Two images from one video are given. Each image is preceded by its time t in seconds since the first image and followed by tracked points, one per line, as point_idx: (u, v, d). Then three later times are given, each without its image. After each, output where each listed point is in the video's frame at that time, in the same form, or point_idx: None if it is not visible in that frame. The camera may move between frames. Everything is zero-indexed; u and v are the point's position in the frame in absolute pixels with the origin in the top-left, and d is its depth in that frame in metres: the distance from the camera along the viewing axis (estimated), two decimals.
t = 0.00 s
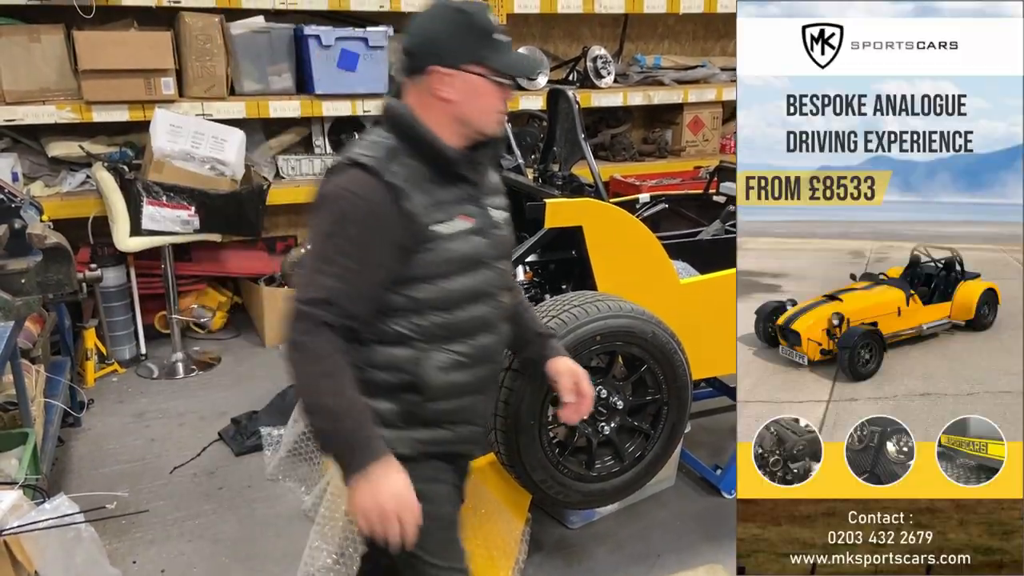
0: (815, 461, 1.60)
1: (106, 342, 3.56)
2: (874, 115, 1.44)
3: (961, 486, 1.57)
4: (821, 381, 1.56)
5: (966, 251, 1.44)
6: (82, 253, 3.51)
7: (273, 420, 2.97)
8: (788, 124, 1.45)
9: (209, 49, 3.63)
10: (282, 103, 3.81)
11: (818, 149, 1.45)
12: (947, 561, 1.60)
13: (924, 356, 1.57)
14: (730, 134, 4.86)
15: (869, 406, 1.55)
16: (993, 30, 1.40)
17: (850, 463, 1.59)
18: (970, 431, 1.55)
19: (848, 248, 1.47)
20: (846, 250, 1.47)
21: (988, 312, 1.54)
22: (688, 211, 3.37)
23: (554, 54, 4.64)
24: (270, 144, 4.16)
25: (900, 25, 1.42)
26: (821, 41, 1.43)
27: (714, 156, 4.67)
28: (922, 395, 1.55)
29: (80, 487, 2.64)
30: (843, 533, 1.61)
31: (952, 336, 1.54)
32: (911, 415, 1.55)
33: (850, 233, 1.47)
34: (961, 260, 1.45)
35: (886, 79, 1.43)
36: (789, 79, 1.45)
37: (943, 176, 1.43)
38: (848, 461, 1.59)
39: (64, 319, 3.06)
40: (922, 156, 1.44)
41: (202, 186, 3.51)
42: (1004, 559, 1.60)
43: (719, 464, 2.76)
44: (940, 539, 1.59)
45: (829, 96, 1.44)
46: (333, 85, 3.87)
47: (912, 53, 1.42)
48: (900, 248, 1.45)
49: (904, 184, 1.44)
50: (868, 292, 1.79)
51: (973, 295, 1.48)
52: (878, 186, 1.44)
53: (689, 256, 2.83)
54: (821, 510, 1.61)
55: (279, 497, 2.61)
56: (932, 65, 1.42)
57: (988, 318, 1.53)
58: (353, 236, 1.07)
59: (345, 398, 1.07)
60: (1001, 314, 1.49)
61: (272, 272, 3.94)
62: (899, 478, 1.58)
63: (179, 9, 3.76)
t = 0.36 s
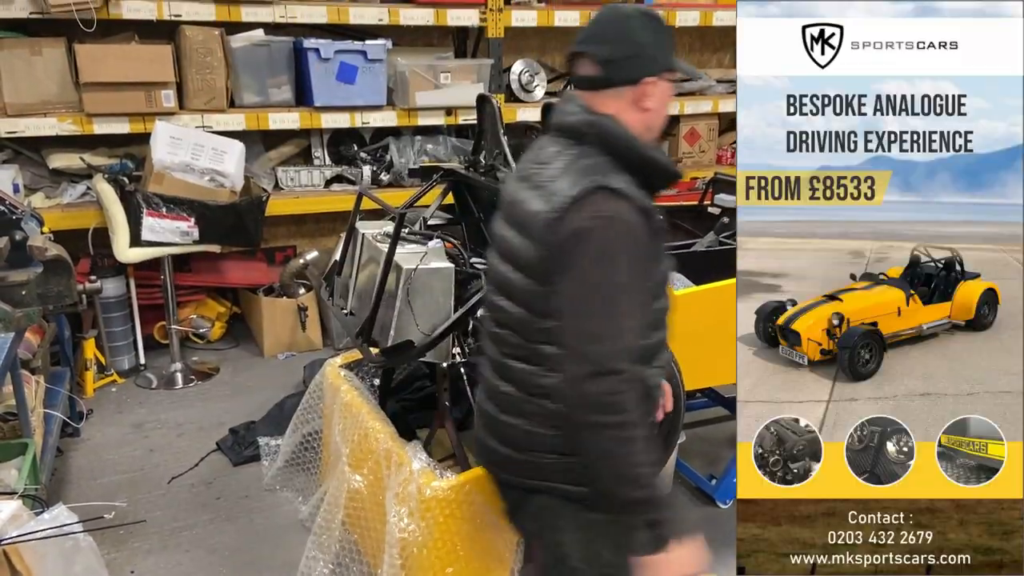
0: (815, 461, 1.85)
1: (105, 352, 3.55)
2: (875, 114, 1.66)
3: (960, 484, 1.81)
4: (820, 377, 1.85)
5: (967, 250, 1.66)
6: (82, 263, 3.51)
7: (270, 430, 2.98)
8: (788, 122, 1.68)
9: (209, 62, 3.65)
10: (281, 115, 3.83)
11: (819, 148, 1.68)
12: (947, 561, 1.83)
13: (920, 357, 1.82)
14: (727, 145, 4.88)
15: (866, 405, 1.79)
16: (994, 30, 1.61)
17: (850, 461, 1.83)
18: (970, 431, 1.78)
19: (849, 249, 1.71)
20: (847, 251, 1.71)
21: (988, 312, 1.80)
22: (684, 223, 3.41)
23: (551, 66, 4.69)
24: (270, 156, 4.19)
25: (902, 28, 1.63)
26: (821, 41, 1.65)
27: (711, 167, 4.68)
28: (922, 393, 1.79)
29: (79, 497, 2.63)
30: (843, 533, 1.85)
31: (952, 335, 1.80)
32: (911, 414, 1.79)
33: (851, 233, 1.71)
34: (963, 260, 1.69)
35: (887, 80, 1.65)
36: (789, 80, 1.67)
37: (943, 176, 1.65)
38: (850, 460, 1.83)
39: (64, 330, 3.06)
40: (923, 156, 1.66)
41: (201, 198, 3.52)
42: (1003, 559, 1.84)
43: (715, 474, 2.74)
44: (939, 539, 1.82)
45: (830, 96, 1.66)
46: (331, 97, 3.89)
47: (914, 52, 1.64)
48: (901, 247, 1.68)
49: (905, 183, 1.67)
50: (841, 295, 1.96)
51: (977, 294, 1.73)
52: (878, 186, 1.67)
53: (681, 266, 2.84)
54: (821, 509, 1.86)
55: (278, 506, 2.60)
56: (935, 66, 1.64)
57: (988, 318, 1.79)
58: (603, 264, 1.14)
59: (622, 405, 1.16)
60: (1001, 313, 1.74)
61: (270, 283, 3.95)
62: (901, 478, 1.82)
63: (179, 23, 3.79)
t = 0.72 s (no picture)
0: (815, 460, 0.94)
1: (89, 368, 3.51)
2: (876, 115, 0.86)
3: (961, 489, 0.93)
4: (823, 381, 0.91)
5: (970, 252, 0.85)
6: (68, 280, 3.50)
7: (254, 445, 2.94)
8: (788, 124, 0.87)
9: (196, 79, 3.64)
10: (268, 132, 3.83)
11: (819, 149, 0.87)
12: (950, 562, 0.95)
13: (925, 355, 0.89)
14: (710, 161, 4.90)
15: (872, 405, 0.90)
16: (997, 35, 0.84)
17: (850, 462, 0.93)
18: (972, 432, 0.91)
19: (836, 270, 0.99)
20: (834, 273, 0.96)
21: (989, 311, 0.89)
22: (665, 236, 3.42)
23: (537, 83, 4.73)
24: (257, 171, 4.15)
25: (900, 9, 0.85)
26: (822, 41, 0.86)
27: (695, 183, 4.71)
28: (921, 393, 0.90)
29: (60, 513, 2.59)
30: (843, 534, 0.96)
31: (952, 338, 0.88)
32: (916, 415, 0.90)
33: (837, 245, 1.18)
34: (957, 260, 0.86)
35: (887, 76, 0.85)
36: (789, 77, 0.86)
37: (944, 177, 0.85)
38: (848, 463, 0.94)
39: (49, 346, 3.03)
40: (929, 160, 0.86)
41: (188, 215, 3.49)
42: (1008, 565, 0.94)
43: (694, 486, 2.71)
44: (941, 542, 0.94)
45: (830, 94, 0.86)
46: (317, 114, 3.89)
47: (912, 57, 0.85)
48: (902, 247, 0.86)
49: (905, 185, 0.86)
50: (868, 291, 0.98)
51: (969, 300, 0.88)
52: (881, 187, 0.86)
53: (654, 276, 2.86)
54: (820, 509, 0.95)
55: (261, 521, 2.57)
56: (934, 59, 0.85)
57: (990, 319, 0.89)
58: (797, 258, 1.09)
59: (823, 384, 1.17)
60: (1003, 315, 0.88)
61: (257, 298, 3.94)
62: (902, 480, 0.93)
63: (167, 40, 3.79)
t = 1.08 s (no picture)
0: (815, 462, 1.22)
1: (51, 388, 3.40)
2: (875, 115, 1.14)
3: (961, 488, 1.20)
4: (822, 382, 1.20)
5: (967, 250, 1.12)
6: (30, 299, 3.40)
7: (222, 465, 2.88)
8: (789, 123, 1.16)
9: (162, 96, 3.58)
10: (236, 148, 3.76)
11: (819, 148, 1.16)
12: (948, 561, 1.22)
13: (923, 355, 1.18)
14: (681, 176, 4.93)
15: (871, 405, 1.18)
16: (996, 30, 1.10)
17: (851, 465, 1.22)
18: (970, 431, 1.18)
19: (848, 247, 1.15)
20: (846, 250, 1.15)
21: (988, 312, 1.17)
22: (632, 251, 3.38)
23: (508, 99, 4.75)
24: (224, 189, 4.09)
25: (902, 21, 1.12)
26: (822, 40, 1.14)
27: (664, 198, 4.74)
28: (921, 394, 1.18)
29: (21, 537, 2.49)
30: (843, 534, 1.24)
31: (953, 336, 1.16)
32: (913, 414, 1.18)
33: (851, 232, 1.16)
34: (960, 259, 1.13)
35: (887, 76, 1.13)
36: (789, 78, 1.16)
37: (943, 176, 1.12)
38: (848, 462, 1.22)
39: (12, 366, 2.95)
40: (923, 156, 1.13)
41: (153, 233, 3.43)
42: (1005, 563, 1.21)
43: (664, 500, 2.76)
44: (940, 541, 1.22)
45: (829, 94, 1.14)
46: (286, 130, 3.83)
47: (913, 54, 1.12)
48: (901, 247, 1.14)
49: (905, 184, 1.14)
50: (865, 292, 1.33)
51: (971, 295, 1.15)
52: (880, 186, 1.14)
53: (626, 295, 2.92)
54: (821, 510, 1.23)
55: (227, 543, 2.50)
56: (932, 64, 1.12)
57: (988, 318, 1.17)
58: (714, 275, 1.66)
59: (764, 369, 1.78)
60: (1002, 314, 1.14)
61: (225, 315, 3.86)
62: (902, 480, 1.21)
63: (133, 56, 3.72)
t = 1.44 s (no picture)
0: (814, 462, 1.41)
1: None
2: (875, 114, 1.32)
3: (961, 486, 1.40)
4: (822, 382, 1.37)
5: (966, 251, 1.31)
6: None
7: (159, 492, 2.74)
8: (788, 123, 1.34)
9: (96, 110, 3.40)
10: (173, 163, 3.59)
11: (819, 149, 1.34)
12: (949, 562, 1.41)
13: (922, 355, 1.36)
14: (630, 189, 4.95)
15: (870, 405, 1.36)
16: (995, 27, 1.29)
17: (853, 462, 1.40)
18: (971, 431, 1.37)
19: (847, 248, 1.33)
20: (846, 250, 1.34)
21: (988, 312, 1.36)
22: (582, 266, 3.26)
23: (456, 112, 4.72)
24: (162, 205, 3.90)
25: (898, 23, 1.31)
26: (822, 41, 1.32)
27: (614, 211, 4.78)
28: (923, 395, 1.35)
29: None
30: (843, 533, 1.43)
31: (953, 336, 1.36)
32: (911, 413, 1.36)
33: (849, 233, 1.35)
34: (960, 259, 1.32)
35: (887, 78, 1.31)
36: (789, 78, 1.33)
37: (943, 176, 1.32)
38: (848, 462, 1.40)
39: None
40: (922, 156, 1.32)
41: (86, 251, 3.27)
42: (1006, 563, 1.40)
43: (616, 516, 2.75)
44: (940, 540, 1.41)
45: (829, 95, 1.32)
46: (227, 144, 3.67)
47: (912, 54, 1.31)
48: (900, 247, 1.32)
49: (904, 184, 1.33)
50: (868, 292, 1.62)
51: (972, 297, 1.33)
52: (879, 186, 1.33)
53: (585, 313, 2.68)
54: (820, 511, 1.43)
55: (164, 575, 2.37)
56: (932, 65, 1.31)
57: (988, 318, 1.36)
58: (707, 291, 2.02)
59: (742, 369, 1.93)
60: (1001, 315, 1.33)
61: (162, 335, 3.66)
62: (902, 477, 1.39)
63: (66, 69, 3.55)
